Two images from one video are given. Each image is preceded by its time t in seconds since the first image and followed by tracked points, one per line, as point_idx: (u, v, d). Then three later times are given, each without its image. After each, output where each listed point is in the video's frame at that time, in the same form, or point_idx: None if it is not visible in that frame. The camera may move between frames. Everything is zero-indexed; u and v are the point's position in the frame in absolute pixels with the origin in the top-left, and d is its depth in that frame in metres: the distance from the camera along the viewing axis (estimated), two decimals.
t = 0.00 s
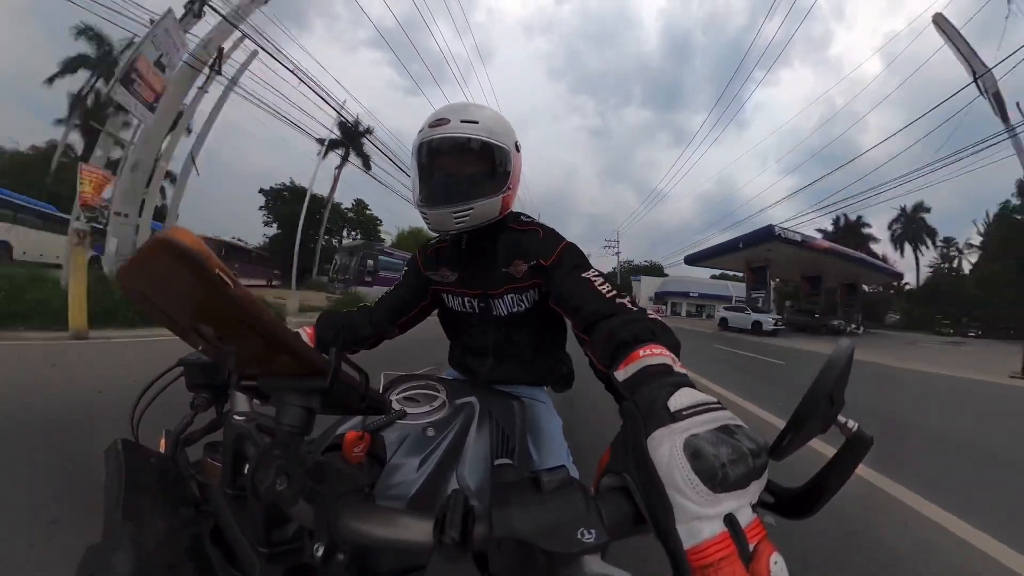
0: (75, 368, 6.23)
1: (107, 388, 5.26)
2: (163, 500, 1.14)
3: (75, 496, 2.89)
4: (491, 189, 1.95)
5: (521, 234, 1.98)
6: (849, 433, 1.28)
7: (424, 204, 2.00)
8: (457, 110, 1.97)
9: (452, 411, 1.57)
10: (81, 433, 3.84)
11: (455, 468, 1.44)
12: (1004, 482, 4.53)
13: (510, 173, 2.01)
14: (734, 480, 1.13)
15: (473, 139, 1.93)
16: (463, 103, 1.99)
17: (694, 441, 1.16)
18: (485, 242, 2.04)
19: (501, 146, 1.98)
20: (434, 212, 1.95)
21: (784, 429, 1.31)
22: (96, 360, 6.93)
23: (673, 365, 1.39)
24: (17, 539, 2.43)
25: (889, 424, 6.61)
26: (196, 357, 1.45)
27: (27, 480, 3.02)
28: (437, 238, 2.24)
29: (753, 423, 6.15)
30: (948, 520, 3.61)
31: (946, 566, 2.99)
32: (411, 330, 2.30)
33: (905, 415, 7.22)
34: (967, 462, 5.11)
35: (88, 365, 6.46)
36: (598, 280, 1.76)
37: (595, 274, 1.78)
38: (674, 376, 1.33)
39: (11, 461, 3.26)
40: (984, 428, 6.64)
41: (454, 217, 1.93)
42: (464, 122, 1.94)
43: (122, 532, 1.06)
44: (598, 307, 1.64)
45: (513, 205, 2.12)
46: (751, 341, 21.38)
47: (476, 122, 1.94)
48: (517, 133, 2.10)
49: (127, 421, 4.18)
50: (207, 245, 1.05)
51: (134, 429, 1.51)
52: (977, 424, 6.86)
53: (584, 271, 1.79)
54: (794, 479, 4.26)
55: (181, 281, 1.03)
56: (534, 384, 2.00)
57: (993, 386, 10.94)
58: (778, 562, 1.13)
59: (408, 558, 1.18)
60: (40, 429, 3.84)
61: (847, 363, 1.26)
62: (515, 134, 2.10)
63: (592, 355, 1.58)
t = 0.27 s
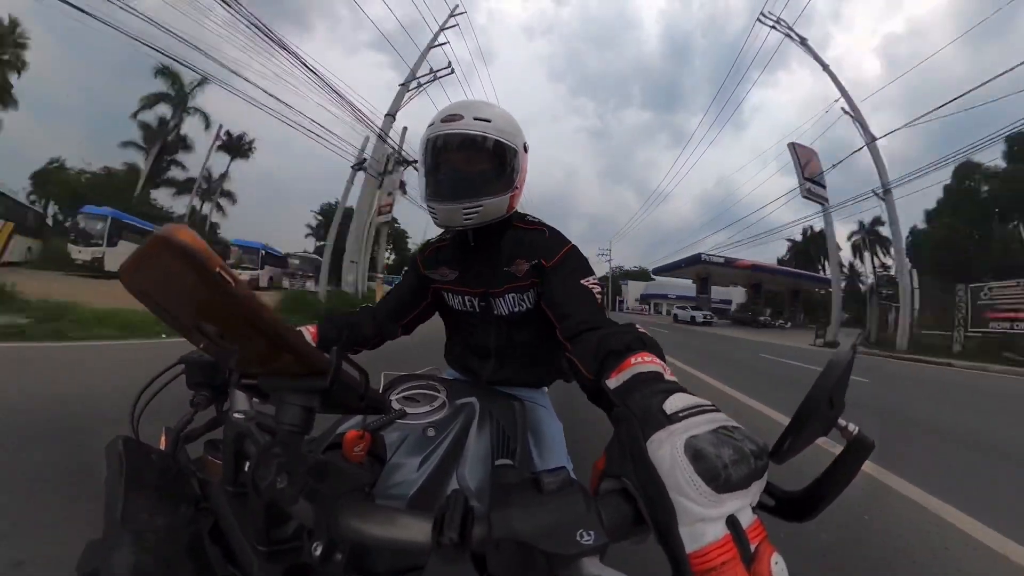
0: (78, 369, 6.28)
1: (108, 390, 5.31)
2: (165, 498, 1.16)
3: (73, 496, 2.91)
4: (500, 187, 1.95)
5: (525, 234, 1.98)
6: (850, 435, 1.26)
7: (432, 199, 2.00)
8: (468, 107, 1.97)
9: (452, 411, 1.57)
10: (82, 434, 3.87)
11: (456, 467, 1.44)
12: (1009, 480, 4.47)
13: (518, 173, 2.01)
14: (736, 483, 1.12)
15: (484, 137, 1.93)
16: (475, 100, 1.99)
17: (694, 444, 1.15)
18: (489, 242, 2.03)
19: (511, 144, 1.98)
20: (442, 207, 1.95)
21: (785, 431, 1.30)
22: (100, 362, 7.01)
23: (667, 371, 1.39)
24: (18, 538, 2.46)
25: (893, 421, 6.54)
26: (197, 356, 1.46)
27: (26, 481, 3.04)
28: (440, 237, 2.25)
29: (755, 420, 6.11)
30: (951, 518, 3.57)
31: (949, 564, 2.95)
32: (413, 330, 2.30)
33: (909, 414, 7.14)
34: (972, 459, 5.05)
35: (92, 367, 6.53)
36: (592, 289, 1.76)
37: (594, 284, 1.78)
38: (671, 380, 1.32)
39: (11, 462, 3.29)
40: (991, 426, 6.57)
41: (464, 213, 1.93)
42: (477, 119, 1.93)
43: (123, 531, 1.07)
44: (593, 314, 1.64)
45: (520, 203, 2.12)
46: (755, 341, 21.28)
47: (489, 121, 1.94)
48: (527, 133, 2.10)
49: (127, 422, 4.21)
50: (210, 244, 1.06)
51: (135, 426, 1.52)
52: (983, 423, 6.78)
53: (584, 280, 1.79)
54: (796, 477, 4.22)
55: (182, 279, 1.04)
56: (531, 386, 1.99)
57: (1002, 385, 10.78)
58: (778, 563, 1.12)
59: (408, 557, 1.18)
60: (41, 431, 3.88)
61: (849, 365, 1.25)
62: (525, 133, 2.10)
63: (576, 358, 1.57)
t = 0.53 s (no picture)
0: (78, 369, 6.35)
1: (109, 389, 5.36)
2: (165, 495, 1.15)
3: (75, 492, 2.93)
4: (505, 185, 1.94)
5: (529, 233, 1.98)
6: (851, 438, 1.26)
7: (436, 197, 2.00)
8: (475, 105, 1.96)
9: (452, 411, 1.57)
10: (85, 433, 3.91)
11: (456, 467, 1.44)
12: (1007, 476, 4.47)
13: (524, 171, 2.01)
14: (737, 485, 1.12)
15: (491, 135, 1.92)
16: (482, 98, 1.98)
17: (696, 445, 1.15)
18: (493, 239, 2.03)
19: (517, 144, 1.98)
20: (446, 204, 1.95)
21: (787, 433, 1.30)
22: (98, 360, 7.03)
23: (671, 368, 1.39)
24: (19, 533, 2.47)
25: (891, 418, 6.54)
26: (199, 353, 1.46)
27: (27, 478, 3.07)
28: (443, 234, 2.25)
29: (754, 418, 6.10)
30: (953, 515, 3.54)
31: (954, 562, 2.92)
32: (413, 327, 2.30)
33: (908, 411, 7.12)
34: (970, 456, 5.04)
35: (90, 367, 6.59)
36: (592, 287, 1.77)
37: (598, 278, 1.80)
38: (673, 379, 1.33)
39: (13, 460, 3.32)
40: (992, 423, 6.54)
41: (468, 210, 1.92)
42: (485, 116, 1.93)
43: (122, 529, 1.07)
44: (596, 313, 1.64)
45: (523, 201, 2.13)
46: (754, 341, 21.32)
47: (496, 118, 1.94)
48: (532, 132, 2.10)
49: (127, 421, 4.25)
50: (212, 241, 1.05)
51: (135, 423, 1.51)
52: (983, 420, 6.76)
53: (590, 275, 1.80)
54: (796, 476, 4.20)
55: (184, 278, 1.04)
56: (531, 385, 1.99)
57: (1000, 382, 10.78)
58: (778, 565, 1.12)
59: (408, 557, 1.18)
60: (43, 430, 3.92)
61: (850, 368, 1.25)
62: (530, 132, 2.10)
63: (579, 356, 1.57)
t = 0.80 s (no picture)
0: (80, 369, 6.41)
1: (113, 390, 5.42)
2: (168, 490, 1.16)
3: (80, 490, 2.96)
4: (506, 182, 1.95)
5: (530, 232, 1.99)
6: (852, 439, 1.26)
7: (436, 195, 2.00)
8: (474, 104, 1.98)
9: (453, 408, 1.58)
10: (90, 432, 3.95)
11: (455, 464, 1.45)
12: (1006, 471, 4.46)
13: (524, 170, 2.01)
14: (736, 484, 1.12)
15: (491, 134, 1.93)
16: (482, 98, 2.00)
17: (696, 444, 1.16)
18: (493, 238, 2.03)
19: (517, 142, 1.98)
20: (446, 202, 1.95)
21: (787, 432, 1.30)
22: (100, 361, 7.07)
23: (671, 367, 1.39)
24: (25, 530, 2.50)
25: (889, 414, 6.54)
26: (201, 350, 1.46)
27: (32, 477, 3.10)
28: (444, 233, 2.25)
29: (752, 415, 6.11)
30: (955, 511, 3.53)
31: (959, 560, 2.91)
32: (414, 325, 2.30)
33: (908, 406, 7.12)
34: (967, 451, 5.04)
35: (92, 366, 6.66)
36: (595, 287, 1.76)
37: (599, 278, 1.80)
38: (674, 378, 1.33)
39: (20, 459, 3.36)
40: (995, 420, 6.50)
41: (468, 208, 1.93)
42: (483, 116, 1.94)
43: (124, 525, 1.08)
44: (597, 312, 1.64)
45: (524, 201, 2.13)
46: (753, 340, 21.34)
47: (495, 118, 1.95)
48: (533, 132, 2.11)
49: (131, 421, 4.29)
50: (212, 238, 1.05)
51: (137, 419, 1.52)
52: (983, 415, 6.76)
53: (591, 274, 1.80)
54: (798, 474, 4.20)
55: (186, 276, 1.03)
56: (532, 384, 1.99)
57: (1000, 378, 10.78)
58: (776, 565, 1.12)
59: (407, 555, 1.18)
60: (48, 430, 3.96)
61: (851, 369, 1.25)
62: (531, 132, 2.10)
63: (577, 354, 1.56)
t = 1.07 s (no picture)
0: (82, 373, 6.42)
1: (116, 393, 5.42)
2: (170, 494, 1.15)
3: (83, 494, 2.96)
4: (503, 185, 1.95)
5: (528, 234, 1.98)
6: (855, 436, 1.26)
7: (434, 202, 2.00)
8: (468, 108, 1.97)
9: (455, 410, 1.57)
10: (93, 436, 3.96)
11: (458, 467, 1.44)
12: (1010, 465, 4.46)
13: (521, 171, 2.01)
14: (739, 482, 1.11)
15: (487, 138, 1.93)
16: (475, 102, 1.98)
17: (699, 442, 1.15)
18: (491, 241, 2.03)
19: (512, 143, 1.98)
20: (446, 210, 1.95)
21: (790, 430, 1.29)
22: (100, 366, 7.05)
23: (672, 365, 1.39)
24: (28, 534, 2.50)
25: (892, 410, 6.54)
26: (202, 355, 1.46)
27: (34, 481, 3.09)
28: (443, 237, 2.25)
29: (755, 412, 6.10)
30: (960, 507, 3.52)
31: (965, 555, 2.89)
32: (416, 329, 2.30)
33: (911, 401, 7.12)
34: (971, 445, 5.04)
35: (94, 370, 6.67)
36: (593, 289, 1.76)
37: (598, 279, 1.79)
38: (674, 376, 1.33)
39: (22, 463, 3.35)
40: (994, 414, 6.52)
41: (467, 214, 1.92)
42: (478, 120, 1.93)
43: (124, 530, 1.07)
44: (597, 314, 1.64)
45: (522, 201, 2.12)
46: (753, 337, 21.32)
47: (490, 121, 1.94)
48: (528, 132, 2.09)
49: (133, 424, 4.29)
50: (214, 242, 1.05)
51: (139, 425, 1.52)
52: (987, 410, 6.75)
53: (589, 276, 1.80)
54: (802, 471, 4.19)
55: (187, 280, 1.03)
56: (535, 387, 1.98)
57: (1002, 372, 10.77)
58: (781, 562, 1.12)
59: (408, 557, 1.17)
60: (51, 434, 3.97)
61: (853, 365, 1.25)
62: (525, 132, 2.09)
63: (579, 355, 1.56)
